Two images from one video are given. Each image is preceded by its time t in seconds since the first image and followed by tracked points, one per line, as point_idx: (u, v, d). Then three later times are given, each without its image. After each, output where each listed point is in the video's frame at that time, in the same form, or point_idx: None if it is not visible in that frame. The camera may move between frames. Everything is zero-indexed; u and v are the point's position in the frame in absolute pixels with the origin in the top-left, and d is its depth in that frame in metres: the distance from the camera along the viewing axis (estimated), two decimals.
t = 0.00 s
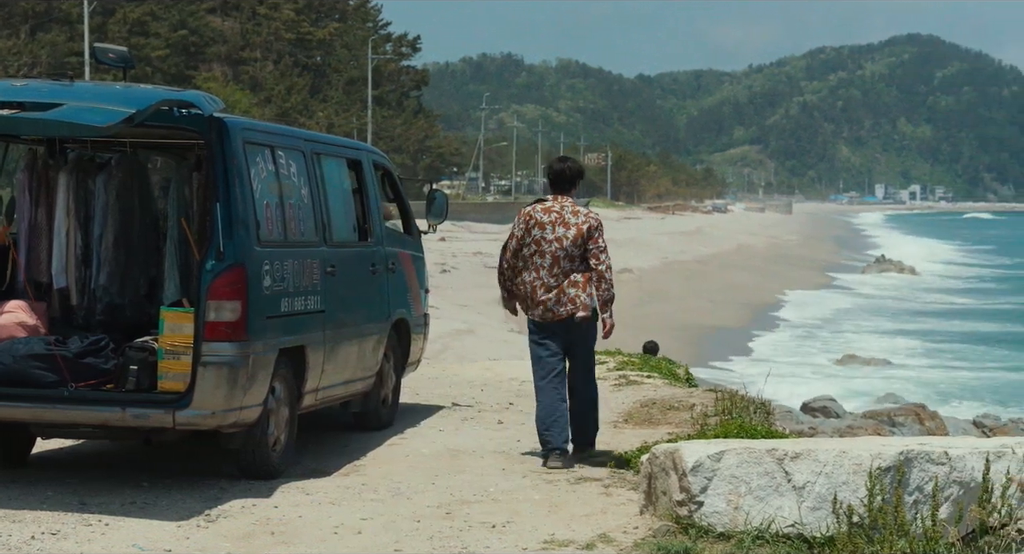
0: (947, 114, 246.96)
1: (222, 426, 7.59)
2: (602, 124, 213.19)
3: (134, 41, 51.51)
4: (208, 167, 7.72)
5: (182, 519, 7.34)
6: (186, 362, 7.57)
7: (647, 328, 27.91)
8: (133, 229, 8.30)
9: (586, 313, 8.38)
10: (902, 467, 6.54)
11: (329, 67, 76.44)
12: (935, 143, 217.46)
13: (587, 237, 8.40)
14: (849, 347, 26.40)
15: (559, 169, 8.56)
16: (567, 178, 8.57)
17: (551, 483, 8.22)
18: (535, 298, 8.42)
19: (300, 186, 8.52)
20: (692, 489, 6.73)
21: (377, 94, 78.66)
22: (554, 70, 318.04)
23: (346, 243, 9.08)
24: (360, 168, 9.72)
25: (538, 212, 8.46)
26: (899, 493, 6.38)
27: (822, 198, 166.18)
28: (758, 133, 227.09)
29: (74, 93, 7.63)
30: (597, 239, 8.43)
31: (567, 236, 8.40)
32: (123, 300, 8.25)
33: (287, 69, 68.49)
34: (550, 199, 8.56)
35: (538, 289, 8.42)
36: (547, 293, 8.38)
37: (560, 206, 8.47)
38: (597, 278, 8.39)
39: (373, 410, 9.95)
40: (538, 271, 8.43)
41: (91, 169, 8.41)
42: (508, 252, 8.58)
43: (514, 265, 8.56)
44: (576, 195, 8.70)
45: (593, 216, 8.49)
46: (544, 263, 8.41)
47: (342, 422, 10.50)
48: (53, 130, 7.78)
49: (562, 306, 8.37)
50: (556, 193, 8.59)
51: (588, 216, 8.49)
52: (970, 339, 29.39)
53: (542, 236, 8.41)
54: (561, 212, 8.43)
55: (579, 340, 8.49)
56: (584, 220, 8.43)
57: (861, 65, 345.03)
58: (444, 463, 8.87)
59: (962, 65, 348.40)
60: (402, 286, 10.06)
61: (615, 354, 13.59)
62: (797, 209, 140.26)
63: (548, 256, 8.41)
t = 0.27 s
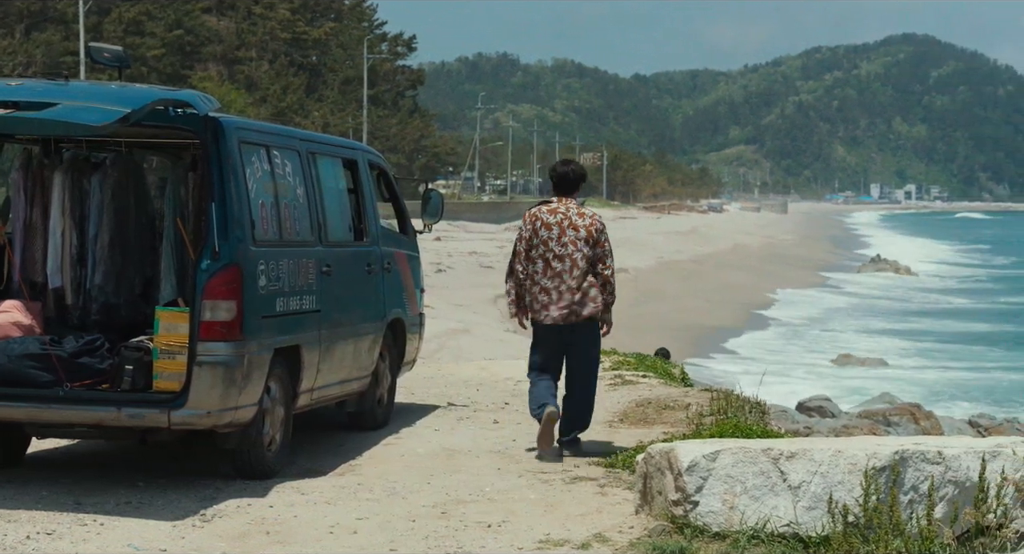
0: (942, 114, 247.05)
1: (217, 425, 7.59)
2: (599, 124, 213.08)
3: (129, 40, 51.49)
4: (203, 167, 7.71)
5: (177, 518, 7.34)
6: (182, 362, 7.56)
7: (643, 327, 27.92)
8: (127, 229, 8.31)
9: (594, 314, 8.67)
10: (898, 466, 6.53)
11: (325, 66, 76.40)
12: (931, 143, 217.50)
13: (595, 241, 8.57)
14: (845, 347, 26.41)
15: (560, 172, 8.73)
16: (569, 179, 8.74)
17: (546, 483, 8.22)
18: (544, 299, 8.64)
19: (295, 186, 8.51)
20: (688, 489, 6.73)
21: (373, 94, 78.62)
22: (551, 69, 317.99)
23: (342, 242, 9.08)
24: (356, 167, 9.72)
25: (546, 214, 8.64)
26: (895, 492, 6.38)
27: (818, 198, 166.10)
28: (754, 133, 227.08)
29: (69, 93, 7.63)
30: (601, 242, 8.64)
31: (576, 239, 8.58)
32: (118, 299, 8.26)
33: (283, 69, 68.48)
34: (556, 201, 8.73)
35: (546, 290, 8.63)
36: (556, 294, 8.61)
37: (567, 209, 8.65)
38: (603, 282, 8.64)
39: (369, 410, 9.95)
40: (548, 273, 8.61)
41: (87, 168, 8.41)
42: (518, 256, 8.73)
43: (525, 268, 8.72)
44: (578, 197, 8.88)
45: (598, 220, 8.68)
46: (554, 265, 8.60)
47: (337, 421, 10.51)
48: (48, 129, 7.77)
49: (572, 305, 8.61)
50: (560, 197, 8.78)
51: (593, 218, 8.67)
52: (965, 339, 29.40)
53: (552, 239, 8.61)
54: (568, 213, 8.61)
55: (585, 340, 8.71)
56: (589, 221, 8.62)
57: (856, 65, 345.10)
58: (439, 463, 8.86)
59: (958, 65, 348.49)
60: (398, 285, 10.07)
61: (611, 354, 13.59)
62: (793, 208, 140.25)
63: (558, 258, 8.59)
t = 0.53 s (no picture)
0: (940, 114, 247.04)
1: (215, 425, 7.59)
2: (596, 125, 212.93)
3: (127, 41, 51.51)
4: (201, 166, 7.71)
5: (174, 518, 7.34)
6: (179, 361, 7.57)
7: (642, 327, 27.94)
8: (126, 228, 8.31)
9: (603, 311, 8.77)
10: (896, 466, 6.52)
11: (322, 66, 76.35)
12: (929, 143, 217.50)
13: (598, 236, 8.81)
14: (843, 347, 26.40)
15: (556, 171, 8.95)
16: (565, 178, 8.96)
17: (544, 483, 8.22)
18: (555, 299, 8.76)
19: (293, 186, 8.52)
20: (686, 488, 6.73)
21: (370, 93, 78.59)
22: (548, 69, 317.78)
23: (339, 242, 9.08)
24: (352, 166, 9.72)
25: (548, 213, 8.82)
26: (892, 492, 6.37)
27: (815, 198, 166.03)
28: (752, 133, 227.01)
29: (67, 92, 7.63)
30: (604, 236, 8.86)
31: (579, 233, 8.79)
32: (116, 299, 8.26)
33: (280, 69, 68.39)
34: (555, 199, 8.92)
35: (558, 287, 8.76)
36: (569, 291, 8.73)
37: (568, 205, 8.84)
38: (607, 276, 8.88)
39: (366, 410, 9.96)
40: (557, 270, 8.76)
41: (84, 167, 8.41)
42: (523, 254, 8.85)
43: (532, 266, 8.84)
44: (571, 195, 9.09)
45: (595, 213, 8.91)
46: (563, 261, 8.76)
47: (336, 421, 10.51)
48: (45, 128, 7.77)
49: (582, 303, 8.70)
50: (557, 195, 8.98)
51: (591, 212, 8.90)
52: (963, 339, 29.40)
53: (555, 236, 8.79)
54: (571, 209, 8.81)
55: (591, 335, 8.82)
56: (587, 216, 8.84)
57: (854, 65, 345.08)
58: (436, 463, 8.88)
59: (956, 65, 348.50)
60: (395, 285, 10.07)
61: (609, 353, 13.60)
62: (790, 208, 140.20)
63: (566, 254, 8.77)
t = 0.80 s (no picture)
0: (939, 115, 246.97)
1: (213, 425, 7.59)
2: (594, 125, 212.83)
3: (126, 41, 51.49)
4: (199, 167, 7.70)
5: (173, 518, 7.33)
6: (177, 361, 7.57)
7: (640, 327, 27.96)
8: (125, 228, 8.31)
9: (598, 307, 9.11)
10: (894, 466, 6.53)
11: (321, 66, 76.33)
12: (928, 143, 217.46)
13: (592, 236, 9.06)
14: (841, 347, 26.39)
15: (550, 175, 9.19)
16: (559, 181, 9.25)
17: (542, 483, 8.22)
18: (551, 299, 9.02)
19: (292, 186, 8.52)
20: (684, 488, 6.73)
21: (369, 93, 78.56)
22: (547, 69, 317.64)
23: (338, 242, 9.08)
24: (351, 167, 9.72)
25: (543, 216, 9.09)
26: (891, 491, 6.38)
27: (814, 198, 165.90)
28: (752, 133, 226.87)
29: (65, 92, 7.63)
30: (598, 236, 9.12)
31: (573, 235, 9.05)
32: (114, 299, 8.25)
33: (279, 68, 68.35)
34: (549, 203, 9.18)
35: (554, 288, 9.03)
36: (564, 292, 9.00)
37: (562, 209, 9.09)
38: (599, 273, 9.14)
39: (365, 410, 9.96)
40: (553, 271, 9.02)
41: (83, 167, 8.41)
42: (520, 257, 9.13)
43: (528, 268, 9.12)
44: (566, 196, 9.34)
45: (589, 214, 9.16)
46: (558, 262, 9.03)
47: (334, 420, 10.52)
48: (44, 127, 7.77)
49: (576, 303, 9.01)
50: (550, 197, 9.23)
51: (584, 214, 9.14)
52: (962, 339, 29.38)
53: (549, 239, 9.06)
54: (565, 212, 9.06)
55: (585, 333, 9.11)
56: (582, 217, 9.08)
57: (853, 65, 344.91)
58: (434, 463, 8.88)
59: (955, 65, 348.35)
60: (394, 285, 10.08)
61: (608, 353, 13.61)
62: (789, 208, 140.12)
63: (560, 256, 9.04)
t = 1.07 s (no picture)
0: (938, 114, 246.80)
1: (213, 425, 7.58)
2: (593, 125, 212.75)
3: (125, 40, 51.47)
4: (199, 166, 7.69)
5: (172, 517, 7.33)
6: (177, 362, 7.58)
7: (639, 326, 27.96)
8: (124, 227, 8.31)
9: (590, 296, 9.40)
10: (894, 465, 6.53)
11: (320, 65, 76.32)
12: (927, 143, 217.46)
13: (585, 231, 9.36)
14: (840, 347, 26.37)
15: (551, 169, 9.48)
16: (559, 175, 9.48)
17: (541, 483, 8.21)
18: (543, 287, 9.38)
19: (290, 185, 8.52)
20: (682, 488, 6.72)
21: (368, 93, 78.53)
22: (547, 68, 317.63)
23: (336, 242, 9.07)
24: (350, 167, 9.71)
25: (538, 207, 9.42)
26: (891, 491, 6.38)
27: (813, 197, 165.73)
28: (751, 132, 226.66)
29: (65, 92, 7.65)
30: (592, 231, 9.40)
31: (566, 228, 9.36)
32: (113, 299, 8.25)
33: (279, 68, 68.37)
34: (548, 195, 9.49)
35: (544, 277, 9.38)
36: (554, 281, 9.35)
37: (557, 202, 9.40)
38: (593, 264, 9.38)
39: (365, 409, 9.96)
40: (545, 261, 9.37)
41: (82, 167, 8.42)
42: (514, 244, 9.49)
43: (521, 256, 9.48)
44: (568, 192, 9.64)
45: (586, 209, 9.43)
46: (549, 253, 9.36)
47: (334, 420, 10.52)
48: (43, 127, 7.79)
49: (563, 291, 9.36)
50: (551, 189, 9.53)
51: (582, 209, 9.43)
52: (962, 339, 29.36)
53: (544, 229, 9.38)
54: (559, 206, 9.38)
55: (578, 321, 9.47)
56: (576, 213, 9.39)
57: (853, 64, 344.67)
58: (434, 462, 8.89)
59: (954, 65, 348.00)
60: (393, 285, 10.08)
61: (607, 353, 13.62)
62: (787, 207, 140.11)
63: (551, 247, 9.36)
